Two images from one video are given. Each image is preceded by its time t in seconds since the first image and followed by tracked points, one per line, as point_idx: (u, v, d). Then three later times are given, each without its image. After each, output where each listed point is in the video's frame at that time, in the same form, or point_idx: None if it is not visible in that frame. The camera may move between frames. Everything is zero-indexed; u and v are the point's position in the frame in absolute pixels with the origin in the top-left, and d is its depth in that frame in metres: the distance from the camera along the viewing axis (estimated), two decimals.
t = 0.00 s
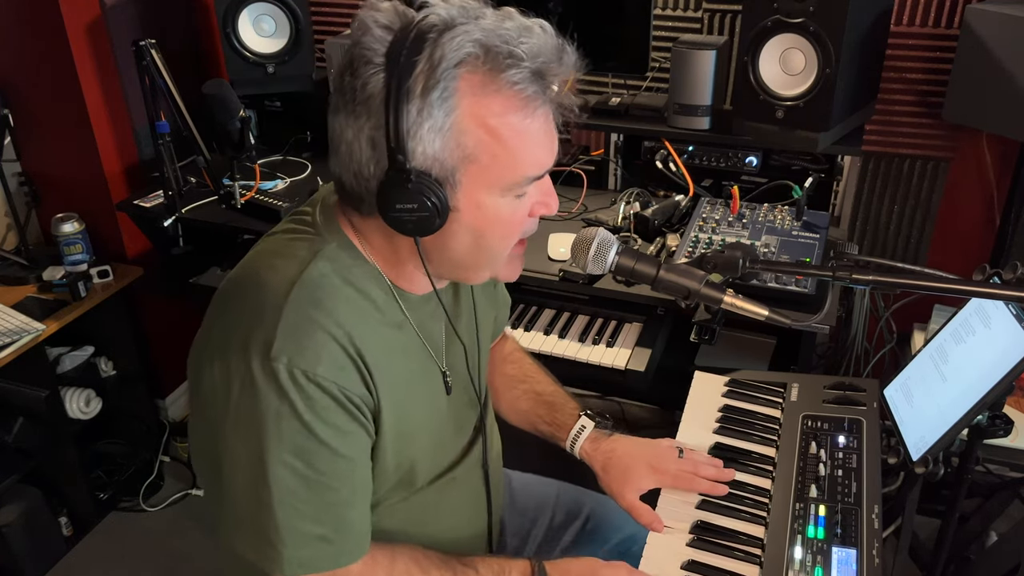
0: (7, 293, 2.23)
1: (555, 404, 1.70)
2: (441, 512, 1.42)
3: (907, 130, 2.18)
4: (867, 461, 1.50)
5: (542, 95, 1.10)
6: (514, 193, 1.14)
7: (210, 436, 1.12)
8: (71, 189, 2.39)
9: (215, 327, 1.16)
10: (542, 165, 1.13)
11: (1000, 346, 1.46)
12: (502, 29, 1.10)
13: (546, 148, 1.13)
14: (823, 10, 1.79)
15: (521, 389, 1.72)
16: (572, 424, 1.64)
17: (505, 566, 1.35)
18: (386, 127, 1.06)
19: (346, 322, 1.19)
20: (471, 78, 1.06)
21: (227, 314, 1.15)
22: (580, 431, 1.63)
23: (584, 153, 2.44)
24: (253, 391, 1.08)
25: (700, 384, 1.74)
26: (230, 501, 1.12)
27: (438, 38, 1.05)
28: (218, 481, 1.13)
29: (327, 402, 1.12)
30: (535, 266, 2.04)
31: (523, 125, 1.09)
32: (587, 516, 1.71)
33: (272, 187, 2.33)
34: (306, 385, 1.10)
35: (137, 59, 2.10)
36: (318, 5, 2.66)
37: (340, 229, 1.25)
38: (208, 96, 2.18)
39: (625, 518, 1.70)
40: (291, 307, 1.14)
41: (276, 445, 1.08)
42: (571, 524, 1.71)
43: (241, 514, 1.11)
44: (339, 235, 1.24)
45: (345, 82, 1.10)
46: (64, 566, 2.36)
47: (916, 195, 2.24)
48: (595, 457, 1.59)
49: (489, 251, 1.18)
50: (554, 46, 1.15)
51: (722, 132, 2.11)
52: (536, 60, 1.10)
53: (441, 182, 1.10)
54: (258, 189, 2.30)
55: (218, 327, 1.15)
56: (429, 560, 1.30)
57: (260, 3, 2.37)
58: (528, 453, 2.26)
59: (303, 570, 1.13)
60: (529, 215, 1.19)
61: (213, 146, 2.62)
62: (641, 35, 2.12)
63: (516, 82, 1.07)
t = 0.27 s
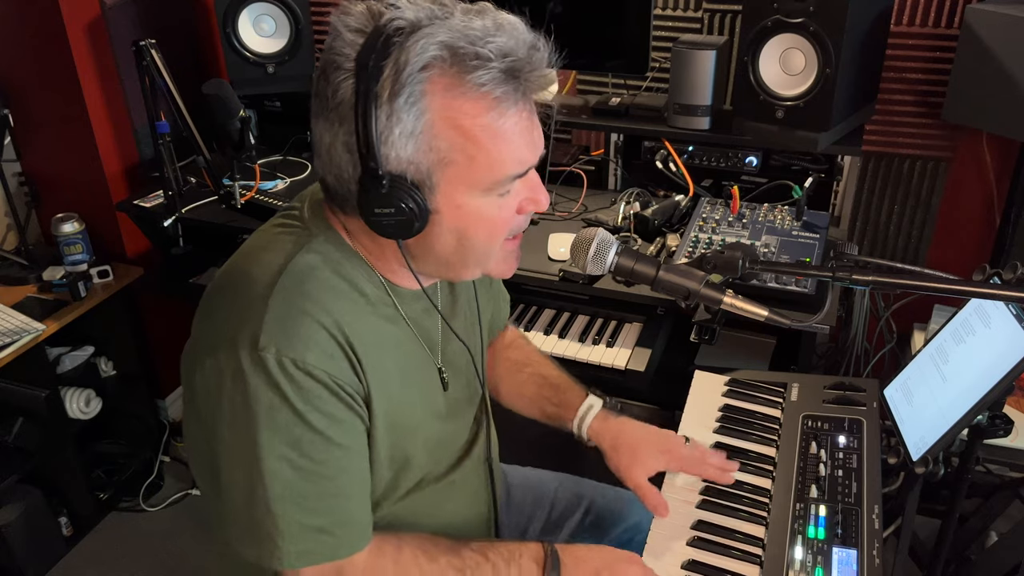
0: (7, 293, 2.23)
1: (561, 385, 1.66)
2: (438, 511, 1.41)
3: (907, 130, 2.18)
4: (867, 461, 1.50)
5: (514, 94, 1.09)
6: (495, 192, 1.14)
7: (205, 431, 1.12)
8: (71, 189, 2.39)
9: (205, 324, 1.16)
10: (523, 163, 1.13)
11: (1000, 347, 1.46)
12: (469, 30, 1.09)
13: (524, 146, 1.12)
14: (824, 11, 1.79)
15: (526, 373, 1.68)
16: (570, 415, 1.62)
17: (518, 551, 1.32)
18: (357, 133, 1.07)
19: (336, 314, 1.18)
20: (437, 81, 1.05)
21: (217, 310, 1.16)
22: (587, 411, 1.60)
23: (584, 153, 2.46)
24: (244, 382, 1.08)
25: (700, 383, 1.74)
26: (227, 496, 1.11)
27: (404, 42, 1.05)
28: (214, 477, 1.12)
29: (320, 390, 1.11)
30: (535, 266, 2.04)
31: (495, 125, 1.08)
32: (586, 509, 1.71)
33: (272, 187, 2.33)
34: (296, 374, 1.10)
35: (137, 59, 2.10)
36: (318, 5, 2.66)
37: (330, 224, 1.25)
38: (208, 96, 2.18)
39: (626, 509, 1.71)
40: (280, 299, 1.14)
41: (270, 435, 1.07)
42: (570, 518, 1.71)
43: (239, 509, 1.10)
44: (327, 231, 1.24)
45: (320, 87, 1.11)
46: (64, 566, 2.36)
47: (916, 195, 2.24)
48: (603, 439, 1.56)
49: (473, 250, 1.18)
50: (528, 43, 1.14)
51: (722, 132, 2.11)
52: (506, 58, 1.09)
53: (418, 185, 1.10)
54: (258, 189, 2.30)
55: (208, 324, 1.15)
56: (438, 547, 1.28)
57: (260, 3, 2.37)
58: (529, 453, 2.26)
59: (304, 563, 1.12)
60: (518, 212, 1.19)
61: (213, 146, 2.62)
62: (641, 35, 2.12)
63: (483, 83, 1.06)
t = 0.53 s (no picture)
0: (7, 293, 2.23)
1: (577, 392, 1.69)
2: (436, 515, 1.41)
3: (907, 130, 2.18)
4: (867, 461, 1.50)
5: (494, 101, 1.08)
6: (484, 199, 1.12)
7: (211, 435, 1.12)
8: (71, 189, 2.39)
9: (207, 328, 1.16)
10: (511, 168, 1.11)
11: (999, 347, 1.46)
12: (449, 38, 1.09)
13: (509, 152, 1.10)
14: (824, 11, 1.79)
15: (544, 381, 1.71)
16: (592, 424, 1.65)
17: (533, 555, 1.32)
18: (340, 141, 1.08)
19: (340, 316, 1.19)
20: (416, 89, 1.06)
21: (220, 315, 1.16)
22: (606, 416, 1.63)
23: (584, 153, 2.45)
24: (252, 384, 1.09)
25: (700, 383, 1.74)
26: (229, 500, 1.11)
27: (383, 52, 1.06)
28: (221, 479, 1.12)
29: (327, 392, 1.12)
30: (535, 266, 2.04)
31: (476, 131, 1.07)
32: (587, 519, 1.71)
33: (273, 187, 2.33)
34: (303, 376, 1.10)
35: (137, 59, 2.10)
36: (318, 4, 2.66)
37: (333, 227, 1.24)
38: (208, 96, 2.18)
39: (627, 521, 1.70)
40: (283, 303, 1.14)
41: (280, 436, 1.08)
42: (569, 526, 1.70)
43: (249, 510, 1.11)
44: (332, 236, 1.24)
45: (311, 97, 1.13)
46: (64, 567, 2.36)
47: (916, 195, 2.24)
48: (625, 441, 1.59)
49: (466, 257, 1.17)
50: (510, 50, 1.13)
51: (722, 131, 2.11)
52: (484, 66, 1.08)
53: (405, 193, 1.11)
54: (258, 189, 2.30)
55: (211, 328, 1.15)
56: (454, 551, 1.28)
57: (260, 3, 2.37)
58: (529, 453, 2.26)
59: (320, 558, 1.12)
60: (512, 219, 1.18)
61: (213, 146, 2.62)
62: (641, 35, 2.12)
63: (460, 90, 1.06)
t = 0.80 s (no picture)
0: (7, 293, 2.23)
1: (591, 395, 1.71)
2: (438, 513, 1.41)
3: (907, 130, 2.18)
4: (867, 461, 1.50)
5: (495, 95, 1.08)
6: (490, 195, 1.12)
7: (216, 432, 1.12)
8: (71, 189, 2.39)
9: (209, 327, 1.17)
10: (515, 163, 1.11)
11: (999, 347, 1.46)
12: (448, 35, 1.09)
13: (514, 147, 1.10)
14: (824, 10, 1.79)
15: (564, 386, 1.72)
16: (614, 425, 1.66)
17: (546, 555, 1.32)
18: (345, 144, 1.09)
19: (341, 314, 1.19)
20: (418, 87, 1.06)
21: (221, 314, 1.16)
22: (632, 421, 1.64)
23: (584, 153, 2.45)
24: (254, 382, 1.09)
25: (700, 383, 1.74)
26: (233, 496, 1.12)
27: (383, 52, 1.07)
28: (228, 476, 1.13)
29: (329, 389, 1.12)
30: (535, 266, 2.04)
31: (479, 127, 1.07)
32: (588, 520, 1.71)
33: (273, 187, 2.33)
34: (305, 373, 1.10)
35: (137, 59, 2.10)
36: (319, 4, 2.66)
37: (336, 226, 1.24)
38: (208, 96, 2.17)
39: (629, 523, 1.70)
40: (284, 301, 1.14)
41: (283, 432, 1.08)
42: (571, 527, 1.70)
43: (257, 505, 1.11)
44: (336, 236, 1.23)
45: (314, 100, 1.14)
46: (64, 567, 2.36)
47: (916, 195, 2.24)
48: (651, 445, 1.59)
49: (472, 254, 1.17)
50: (509, 45, 1.13)
51: (722, 131, 2.11)
52: (484, 61, 1.08)
53: (411, 192, 1.11)
54: (258, 189, 2.30)
55: (214, 328, 1.16)
56: (464, 548, 1.27)
57: (260, 3, 2.37)
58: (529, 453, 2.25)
59: (329, 554, 1.12)
60: (519, 215, 1.17)
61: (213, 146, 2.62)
62: (641, 34, 2.12)
63: (460, 86, 1.06)
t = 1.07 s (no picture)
0: (7, 293, 2.23)
1: (583, 394, 1.72)
2: (439, 511, 1.41)
3: (907, 130, 2.18)
4: (867, 461, 1.50)
5: (512, 92, 1.08)
6: (503, 191, 1.13)
7: (218, 430, 1.12)
8: (71, 189, 2.39)
9: (214, 324, 1.16)
10: (529, 160, 1.12)
11: (1000, 347, 1.46)
12: (465, 32, 1.09)
13: (528, 144, 1.11)
14: (824, 10, 1.79)
15: (559, 387, 1.73)
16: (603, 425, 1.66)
17: (542, 559, 1.32)
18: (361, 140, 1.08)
19: (346, 314, 1.19)
20: (436, 83, 1.06)
21: (225, 312, 1.16)
22: (626, 420, 1.64)
23: (584, 154, 2.46)
24: (259, 380, 1.09)
25: (700, 384, 1.74)
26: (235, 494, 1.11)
27: (400, 49, 1.06)
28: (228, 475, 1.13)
29: (333, 389, 1.12)
30: (535, 266, 2.04)
31: (495, 123, 1.07)
32: (587, 520, 1.70)
33: (273, 187, 2.33)
34: (310, 372, 1.10)
35: (137, 59, 2.11)
36: (319, 4, 2.66)
37: (342, 226, 1.24)
38: (208, 96, 2.17)
39: (628, 523, 1.70)
40: (289, 300, 1.14)
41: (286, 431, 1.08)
42: (570, 527, 1.70)
43: (256, 504, 1.11)
44: (339, 235, 1.24)
45: (327, 97, 1.13)
46: (64, 567, 2.36)
47: (916, 195, 2.24)
48: (647, 445, 1.59)
49: (485, 251, 1.18)
50: (524, 42, 1.13)
51: (722, 131, 2.11)
52: (501, 58, 1.09)
53: (425, 189, 1.11)
54: (258, 189, 2.30)
55: (218, 325, 1.16)
56: (460, 551, 1.27)
57: (261, 3, 2.37)
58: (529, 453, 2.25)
59: (328, 554, 1.12)
60: (528, 211, 1.18)
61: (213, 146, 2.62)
62: (641, 35, 2.12)
63: (479, 82, 1.06)
